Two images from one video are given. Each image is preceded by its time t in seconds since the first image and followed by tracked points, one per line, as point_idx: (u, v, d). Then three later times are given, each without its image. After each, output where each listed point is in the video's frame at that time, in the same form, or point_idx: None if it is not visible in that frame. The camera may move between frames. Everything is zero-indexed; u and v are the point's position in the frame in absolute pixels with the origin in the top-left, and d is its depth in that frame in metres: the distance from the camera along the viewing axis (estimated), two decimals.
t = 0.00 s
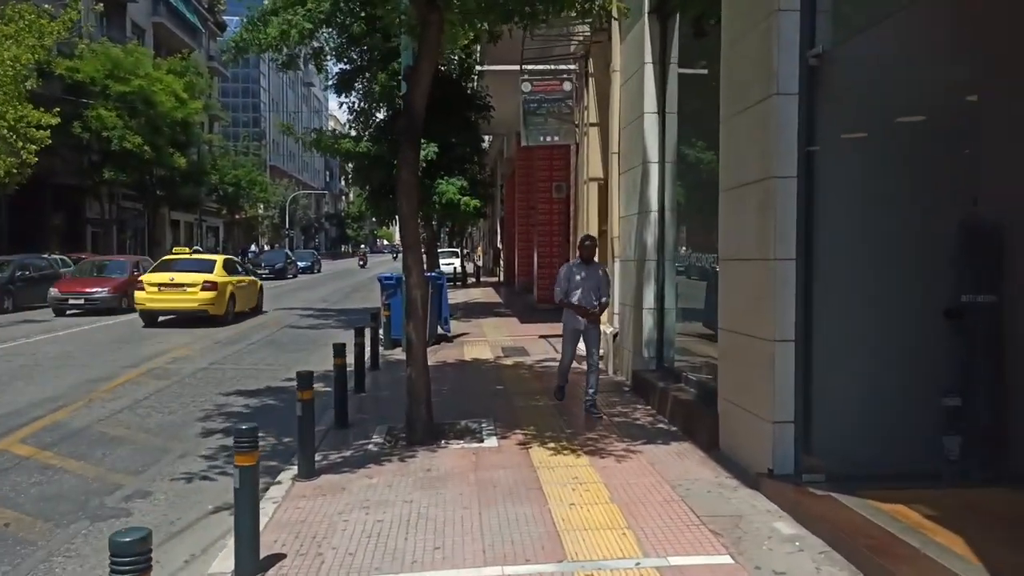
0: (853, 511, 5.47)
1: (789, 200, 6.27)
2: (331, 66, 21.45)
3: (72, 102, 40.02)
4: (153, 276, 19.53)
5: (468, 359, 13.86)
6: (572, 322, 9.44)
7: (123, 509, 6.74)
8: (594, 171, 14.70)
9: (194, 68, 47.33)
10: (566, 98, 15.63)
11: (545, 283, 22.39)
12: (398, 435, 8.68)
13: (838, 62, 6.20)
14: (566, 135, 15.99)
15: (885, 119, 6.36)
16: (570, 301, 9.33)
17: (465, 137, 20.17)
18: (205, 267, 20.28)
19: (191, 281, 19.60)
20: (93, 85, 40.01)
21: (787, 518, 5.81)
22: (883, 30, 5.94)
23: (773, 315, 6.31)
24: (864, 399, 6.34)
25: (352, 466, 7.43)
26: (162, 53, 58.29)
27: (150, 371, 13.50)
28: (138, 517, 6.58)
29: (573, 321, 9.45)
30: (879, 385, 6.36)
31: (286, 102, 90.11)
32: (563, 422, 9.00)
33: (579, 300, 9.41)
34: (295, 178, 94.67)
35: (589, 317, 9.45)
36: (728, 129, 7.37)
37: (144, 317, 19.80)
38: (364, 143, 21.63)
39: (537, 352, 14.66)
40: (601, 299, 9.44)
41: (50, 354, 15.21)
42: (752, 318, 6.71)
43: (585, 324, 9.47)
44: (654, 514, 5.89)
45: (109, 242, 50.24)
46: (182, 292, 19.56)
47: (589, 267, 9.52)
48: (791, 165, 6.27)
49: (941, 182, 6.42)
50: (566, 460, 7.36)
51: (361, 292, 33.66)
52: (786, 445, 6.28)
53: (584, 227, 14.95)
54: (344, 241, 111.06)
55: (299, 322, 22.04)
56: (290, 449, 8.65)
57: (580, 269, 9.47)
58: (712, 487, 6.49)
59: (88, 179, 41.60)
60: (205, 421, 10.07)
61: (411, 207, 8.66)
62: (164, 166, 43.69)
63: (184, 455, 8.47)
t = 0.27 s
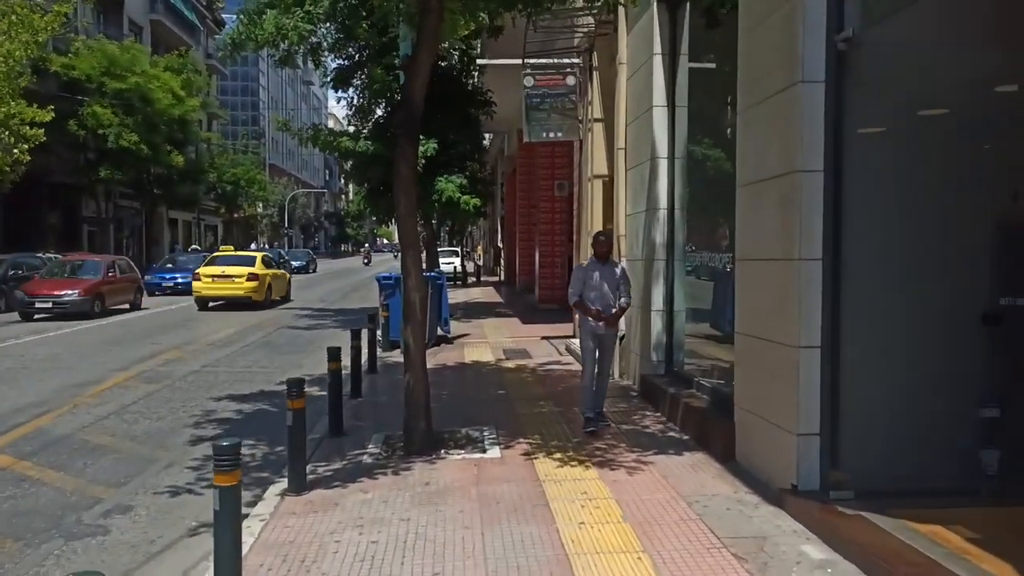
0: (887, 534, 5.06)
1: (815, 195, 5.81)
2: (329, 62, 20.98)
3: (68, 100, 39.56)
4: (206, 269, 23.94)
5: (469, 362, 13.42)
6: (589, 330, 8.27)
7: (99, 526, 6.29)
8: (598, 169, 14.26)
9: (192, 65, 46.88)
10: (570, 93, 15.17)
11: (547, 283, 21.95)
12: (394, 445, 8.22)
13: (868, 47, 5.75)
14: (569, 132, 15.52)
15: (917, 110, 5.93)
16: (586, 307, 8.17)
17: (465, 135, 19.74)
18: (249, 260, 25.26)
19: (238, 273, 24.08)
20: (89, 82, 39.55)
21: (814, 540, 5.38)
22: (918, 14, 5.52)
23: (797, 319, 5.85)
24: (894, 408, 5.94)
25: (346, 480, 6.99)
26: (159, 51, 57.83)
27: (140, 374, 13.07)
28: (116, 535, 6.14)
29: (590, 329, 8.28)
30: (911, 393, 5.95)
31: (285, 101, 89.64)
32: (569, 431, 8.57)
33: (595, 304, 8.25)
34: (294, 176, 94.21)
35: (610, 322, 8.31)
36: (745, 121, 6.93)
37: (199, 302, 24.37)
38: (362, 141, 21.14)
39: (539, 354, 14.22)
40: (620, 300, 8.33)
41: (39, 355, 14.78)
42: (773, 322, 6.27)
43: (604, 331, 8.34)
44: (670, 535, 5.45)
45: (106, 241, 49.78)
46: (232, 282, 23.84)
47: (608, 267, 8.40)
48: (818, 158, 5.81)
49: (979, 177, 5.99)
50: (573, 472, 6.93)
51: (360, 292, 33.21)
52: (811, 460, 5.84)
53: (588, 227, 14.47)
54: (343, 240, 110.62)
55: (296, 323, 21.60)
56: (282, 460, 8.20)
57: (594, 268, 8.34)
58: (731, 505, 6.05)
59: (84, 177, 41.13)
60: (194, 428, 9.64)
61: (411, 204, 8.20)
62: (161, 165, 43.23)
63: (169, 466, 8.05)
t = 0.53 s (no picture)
0: (916, 563, 4.70)
1: (836, 196, 5.44)
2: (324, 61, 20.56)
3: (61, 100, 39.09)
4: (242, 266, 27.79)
5: (466, 369, 13.03)
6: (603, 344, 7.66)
7: (70, 550, 5.90)
8: (598, 170, 13.97)
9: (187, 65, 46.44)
10: (570, 93, 14.79)
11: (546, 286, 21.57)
12: (387, 459, 7.83)
13: (892, 39, 5.41)
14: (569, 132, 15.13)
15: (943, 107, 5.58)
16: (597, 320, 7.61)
17: (463, 135, 19.36)
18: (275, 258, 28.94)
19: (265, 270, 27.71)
20: (83, 82, 39.09)
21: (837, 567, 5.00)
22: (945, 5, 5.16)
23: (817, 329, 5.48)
24: (919, 423, 5.57)
25: (335, 498, 6.60)
26: (155, 51, 57.37)
27: (127, 381, 12.66)
28: (88, 559, 5.75)
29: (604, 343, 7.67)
30: (936, 406, 5.59)
31: (282, 102, 89.21)
32: (570, 443, 8.18)
33: (607, 317, 7.67)
34: (291, 178, 93.73)
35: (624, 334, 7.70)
36: (757, 119, 6.57)
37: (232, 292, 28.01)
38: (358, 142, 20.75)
39: (538, 360, 13.83)
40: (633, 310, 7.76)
41: (24, 361, 14.37)
42: (788, 331, 5.90)
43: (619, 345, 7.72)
44: (681, 562, 5.07)
45: (100, 242, 49.31)
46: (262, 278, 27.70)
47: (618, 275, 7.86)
48: (839, 158, 5.44)
49: (1008, 177, 5.63)
50: (576, 490, 6.55)
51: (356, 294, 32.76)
52: (831, 479, 5.47)
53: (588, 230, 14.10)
54: (340, 242, 110.14)
55: (290, 326, 21.19)
56: (269, 474, 7.80)
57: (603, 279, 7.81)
58: (744, 527, 5.68)
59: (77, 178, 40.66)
60: (179, 439, 9.24)
61: (405, 207, 7.85)
62: (155, 166, 42.77)
63: (151, 481, 7.65)
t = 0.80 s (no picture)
0: None
1: (857, 186, 5.04)
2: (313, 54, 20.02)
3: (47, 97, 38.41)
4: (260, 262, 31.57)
5: (458, 370, 12.59)
6: (610, 345, 7.17)
7: (27, 571, 5.42)
8: (594, 164, 13.64)
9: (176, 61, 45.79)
10: (565, 85, 14.33)
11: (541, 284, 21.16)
12: (374, 467, 7.39)
13: (920, 15, 5.00)
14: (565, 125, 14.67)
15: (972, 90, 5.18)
16: (606, 318, 7.10)
17: (456, 130, 18.91)
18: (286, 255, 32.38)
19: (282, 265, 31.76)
20: (70, 78, 38.42)
21: None
22: None
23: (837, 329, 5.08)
24: (945, 431, 5.17)
25: (318, 511, 6.15)
26: (144, 47, 56.67)
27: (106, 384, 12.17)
28: None
29: (612, 344, 7.17)
30: (964, 412, 5.18)
31: (273, 99, 88.52)
32: (567, 449, 7.76)
33: (617, 315, 7.18)
34: (283, 176, 93.06)
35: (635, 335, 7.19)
36: (767, 106, 6.17)
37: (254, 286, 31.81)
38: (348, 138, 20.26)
39: (532, 361, 13.40)
40: (643, 309, 7.25)
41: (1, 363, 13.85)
42: (803, 331, 5.50)
43: (628, 346, 7.23)
44: None
45: (89, 241, 48.64)
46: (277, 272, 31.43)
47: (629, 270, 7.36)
48: (860, 144, 5.05)
49: None
50: (576, 501, 6.11)
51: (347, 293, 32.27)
52: (852, 490, 5.07)
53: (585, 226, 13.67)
54: (333, 240, 109.58)
55: (279, 326, 20.71)
56: (248, 483, 7.34)
57: (613, 274, 7.29)
58: (758, 542, 5.26)
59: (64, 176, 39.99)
60: (156, 446, 8.77)
61: (394, 198, 7.48)
62: (144, 163, 42.14)
63: (122, 492, 7.18)
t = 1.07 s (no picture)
0: None
1: (885, 188, 4.59)
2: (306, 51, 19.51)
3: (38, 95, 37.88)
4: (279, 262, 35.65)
5: (452, 377, 12.13)
6: (625, 370, 6.10)
7: None
8: (595, 164, 13.14)
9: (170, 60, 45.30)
10: (565, 82, 13.88)
11: (540, 287, 20.73)
12: (360, 487, 6.93)
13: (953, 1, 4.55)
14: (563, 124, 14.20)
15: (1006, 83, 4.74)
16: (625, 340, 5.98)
17: (452, 129, 18.45)
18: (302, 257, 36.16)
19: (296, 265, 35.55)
20: (61, 77, 37.90)
21: None
22: None
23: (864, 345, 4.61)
24: (980, 457, 4.71)
25: (296, 539, 5.68)
26: (138, 46, 56.18)
27: (86, 392, 11.69)
28: None
29: (626, 370, 6.10)
30: (1000, 435, 4.73)
31: (270, 99, 88.07)
32: (565, 466, 7.31)
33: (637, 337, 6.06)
34: (279, 175, 92.59)
35: (654, 362, 6.01)
36: (782, 101, 5.72)
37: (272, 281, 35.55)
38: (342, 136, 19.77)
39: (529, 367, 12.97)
40: (669, 333, 6.11)
41: None
42: (824, 346, 5.03)
43: (645, 375, 6.07)
44: None
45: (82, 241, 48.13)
46: (292, 269, 35.41)
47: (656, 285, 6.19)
48: (889, 143, 4.59)
49: None
50: (577, 528, 5.66)
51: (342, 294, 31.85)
52: (880, 523, 4.61)
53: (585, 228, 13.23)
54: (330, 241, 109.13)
55: (270, 330, 20.25)
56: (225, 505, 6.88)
57: (636, 288, 6.15)
58: None
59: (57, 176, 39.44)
60: (131, 461, 8.30)
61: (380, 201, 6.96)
62: (137, 163, 41.63)
63: (91, 514, 6.70)
